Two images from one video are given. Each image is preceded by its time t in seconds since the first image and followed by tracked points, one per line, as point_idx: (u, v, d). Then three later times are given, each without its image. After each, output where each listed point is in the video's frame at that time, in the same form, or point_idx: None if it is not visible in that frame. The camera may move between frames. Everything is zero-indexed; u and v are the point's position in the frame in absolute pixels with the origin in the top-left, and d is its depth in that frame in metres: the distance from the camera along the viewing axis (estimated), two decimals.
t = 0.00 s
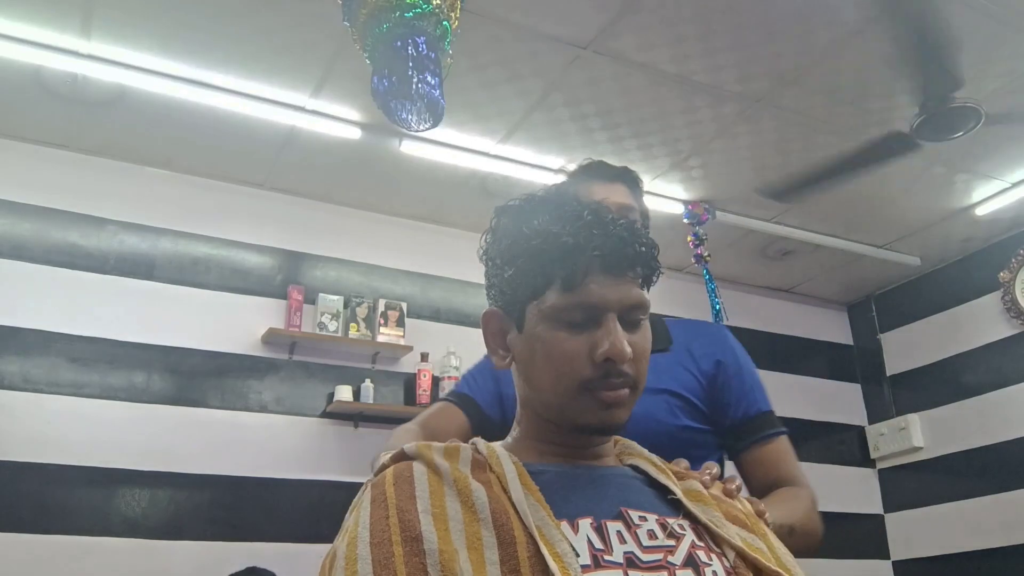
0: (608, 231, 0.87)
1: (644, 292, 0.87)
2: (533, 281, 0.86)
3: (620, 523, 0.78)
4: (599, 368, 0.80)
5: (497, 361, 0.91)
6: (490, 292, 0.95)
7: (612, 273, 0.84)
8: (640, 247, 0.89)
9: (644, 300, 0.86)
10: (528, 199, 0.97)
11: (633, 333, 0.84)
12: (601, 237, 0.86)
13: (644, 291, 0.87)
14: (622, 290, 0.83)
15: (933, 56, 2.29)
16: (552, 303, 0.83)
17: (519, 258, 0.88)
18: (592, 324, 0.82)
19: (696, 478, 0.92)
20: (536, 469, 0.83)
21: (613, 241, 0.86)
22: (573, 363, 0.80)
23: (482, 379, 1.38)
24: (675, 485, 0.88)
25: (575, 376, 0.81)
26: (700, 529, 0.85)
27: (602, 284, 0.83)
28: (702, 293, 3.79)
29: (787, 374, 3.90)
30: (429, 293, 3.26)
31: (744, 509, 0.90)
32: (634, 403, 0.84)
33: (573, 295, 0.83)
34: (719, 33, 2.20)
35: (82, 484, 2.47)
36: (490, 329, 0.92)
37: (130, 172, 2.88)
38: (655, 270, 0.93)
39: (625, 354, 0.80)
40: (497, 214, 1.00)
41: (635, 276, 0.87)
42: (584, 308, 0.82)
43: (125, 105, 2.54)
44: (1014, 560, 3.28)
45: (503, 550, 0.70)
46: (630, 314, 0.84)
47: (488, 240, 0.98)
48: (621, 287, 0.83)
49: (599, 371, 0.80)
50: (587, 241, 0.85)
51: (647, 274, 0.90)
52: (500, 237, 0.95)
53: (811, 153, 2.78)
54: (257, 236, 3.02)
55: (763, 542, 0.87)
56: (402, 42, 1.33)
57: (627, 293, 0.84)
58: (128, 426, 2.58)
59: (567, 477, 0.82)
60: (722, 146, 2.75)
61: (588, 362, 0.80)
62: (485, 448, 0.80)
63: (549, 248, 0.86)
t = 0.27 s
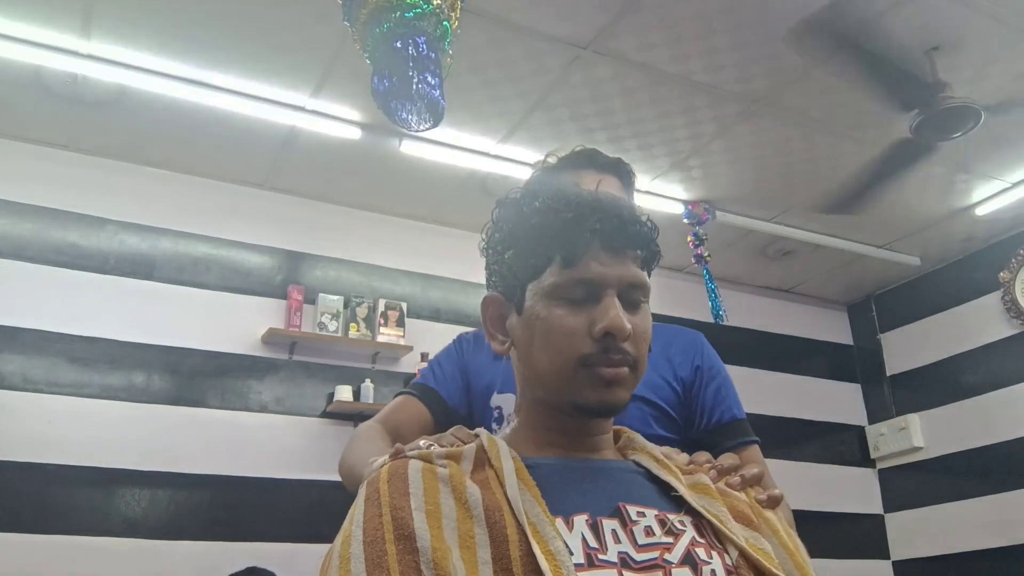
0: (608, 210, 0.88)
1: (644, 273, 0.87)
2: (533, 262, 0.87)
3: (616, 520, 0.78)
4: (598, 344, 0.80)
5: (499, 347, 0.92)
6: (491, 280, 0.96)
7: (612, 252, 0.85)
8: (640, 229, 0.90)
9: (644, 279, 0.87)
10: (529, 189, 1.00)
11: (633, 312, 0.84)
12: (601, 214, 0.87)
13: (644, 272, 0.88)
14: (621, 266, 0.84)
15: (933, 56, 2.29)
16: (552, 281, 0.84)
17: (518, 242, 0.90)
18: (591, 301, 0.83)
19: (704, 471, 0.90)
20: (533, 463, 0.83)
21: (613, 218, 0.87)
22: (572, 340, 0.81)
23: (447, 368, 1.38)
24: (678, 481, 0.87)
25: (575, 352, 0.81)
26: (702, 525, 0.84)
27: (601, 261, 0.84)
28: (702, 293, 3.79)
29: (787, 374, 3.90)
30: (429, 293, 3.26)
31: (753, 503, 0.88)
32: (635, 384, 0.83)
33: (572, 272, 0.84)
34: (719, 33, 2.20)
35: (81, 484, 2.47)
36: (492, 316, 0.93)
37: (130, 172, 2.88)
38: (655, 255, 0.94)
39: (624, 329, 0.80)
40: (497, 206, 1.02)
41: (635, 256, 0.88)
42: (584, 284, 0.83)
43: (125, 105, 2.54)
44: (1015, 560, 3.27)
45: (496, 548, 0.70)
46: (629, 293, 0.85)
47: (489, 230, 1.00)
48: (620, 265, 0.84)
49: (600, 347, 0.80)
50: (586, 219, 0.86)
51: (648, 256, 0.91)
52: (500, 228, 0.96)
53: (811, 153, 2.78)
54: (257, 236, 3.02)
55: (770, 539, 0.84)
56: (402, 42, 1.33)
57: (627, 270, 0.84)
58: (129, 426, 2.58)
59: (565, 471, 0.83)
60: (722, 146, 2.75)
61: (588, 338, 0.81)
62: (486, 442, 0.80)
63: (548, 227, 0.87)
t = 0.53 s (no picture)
0: (631, 171, 0.87)
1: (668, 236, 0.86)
2: (553, 226, 0.86)
3: (627, 508, 0.76)
4: (617, 307, 0.79)
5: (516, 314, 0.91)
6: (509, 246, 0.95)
7: (632, 214, 0.84)
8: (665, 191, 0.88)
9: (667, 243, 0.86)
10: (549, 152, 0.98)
11: (654, 277, 0.83)
12: (623, 175, 0.86)
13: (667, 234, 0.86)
14: (641, 228, 0.83)
15: (932, 56, 2.29)
16: (573, 244, 0.84)
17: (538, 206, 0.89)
18: (609, 263, 0.82)
19: (733, 454, 0.85)
20: (544, 444, 0.82)
21: (636, 178, 0.86)
22: (591, 303, 0.80)
23: (441, 351, 1.32)
24: (700, 466, 0.82)
25: (594, 317, 0.79)
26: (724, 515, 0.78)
27: (621, 222, 0.83)
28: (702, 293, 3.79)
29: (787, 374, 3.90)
30: (429, 293, 3.26)
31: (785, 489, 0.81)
32: (656, 351, 0.81)
33: (590, 235, 0.83)
34: (719, 33, 2.20)
35: (81, 484, 2.47)
36: (508, 282, 0.92)
37: (130, 172, 2.88)
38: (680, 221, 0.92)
39: (644, 291, 0.79)
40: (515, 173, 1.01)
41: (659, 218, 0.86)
42: (603, 245, 0.82)
43: (125, 105, 2.54)
44: (1015, 561, 3.27)
45: (498, 542, 0.69)
46: (652, 256, 0.83)
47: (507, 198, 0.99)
48: (642, 227, 0.83)
49: (619, 309, 0.79)
50: (607, 179, 0.85)
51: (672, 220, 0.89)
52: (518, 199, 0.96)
53: (811, 153, 2.78)
54: (258, 236, 3.02)
55: (802, 531, 0.78)
56: (402, 42, 1.33)
57: (648, 232, 0.83)
58: (129, 426, 2.59)
59: (577, 451, 0.81)
60: (722, 146, 2.75)
61: (608, 300, 0.79)
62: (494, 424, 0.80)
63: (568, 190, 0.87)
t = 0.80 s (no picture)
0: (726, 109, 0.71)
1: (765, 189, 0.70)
2: (629, 157, 0.70)
3: (695, 495, 0.64)
4: (705, 268, 0.64)
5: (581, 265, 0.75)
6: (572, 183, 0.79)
7: (725, 157, 0.68)
8: (763, 134, 0.73)
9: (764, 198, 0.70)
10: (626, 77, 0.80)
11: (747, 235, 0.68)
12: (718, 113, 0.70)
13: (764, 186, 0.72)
14: (736, 174, 0.68)
15: (933, 56, 2.29)
16: (653, 187, 0.68)
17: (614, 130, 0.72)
18: (696, 214, 0.67)
19: (799, 437, 0.75)
20: (607, 412, 0.69)
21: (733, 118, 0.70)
22: (674, 261, 0.65)
23: (419, 330, 1.18)
24: (767, 452, 0.71)
25: (676, 277, 0.65)
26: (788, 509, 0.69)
27: (713, 166, 0.68)
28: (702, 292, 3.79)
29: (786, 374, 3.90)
30: (429, 293, 3.26)
31: (848, 489, 0.74)
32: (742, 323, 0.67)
33: (677, 175, 0.67)
34: (719, 33, 2.20)
35: (81, 484, 2.47)
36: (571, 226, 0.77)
37: (130, 172, 2.88)
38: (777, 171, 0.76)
39: (738, 253, 0.65)
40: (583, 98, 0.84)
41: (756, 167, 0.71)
42: (692, 192, 0.67)
43: (125, 105, 2.54)
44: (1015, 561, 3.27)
45: (557, 533, 0.58)
46: (746, 209, 0.68)
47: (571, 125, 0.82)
48: (737, 175, 0.68)
49: (708, 272, 0.64)
50: (699, 115, 0.69)
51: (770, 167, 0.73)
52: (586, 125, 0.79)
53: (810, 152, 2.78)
54: (257, 236, 3.02)
55: (864, 531, 0.71)
56: (402, 42, 1.32)
57: (744, 181, 0.68)
58: (129, 426, 2.58)
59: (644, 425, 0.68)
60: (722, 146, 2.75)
61: (695, 258, 0.65)
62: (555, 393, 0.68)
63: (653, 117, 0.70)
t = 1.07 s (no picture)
0: (873, 67, 0.67)
1: (901, 155, 0.68)
2: (761, 104, 0.67)
3: (768, 489, 0.71)
4: (828, 241, 0.62)
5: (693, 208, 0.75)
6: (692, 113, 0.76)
7: (863, 121, 0.66)
8: (911, 94, 0.70)
9: (902, 164, 0.68)
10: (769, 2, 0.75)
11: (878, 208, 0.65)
12: (866, 69, 0.67)
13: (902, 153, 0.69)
14: (872, 141, 0.66)
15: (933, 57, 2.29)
16: (788, 141, 0.65)
17: (751, 65, 0.68)
18: (827, 181, 0.64)
19: (866, 427, 0.85)
20: (686, 390, 0.75)
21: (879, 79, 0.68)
22: (797, 227, 0.62)
23: (360, 315, 1.38)
24: (847, 438, 0.81)
25: (795, 247, 0.63)
26: (853, 501, 0.78)
27: (848, 130, 0.65)
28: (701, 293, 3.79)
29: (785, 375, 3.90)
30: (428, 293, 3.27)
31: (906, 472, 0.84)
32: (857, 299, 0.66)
33: (810, 135, 0.65)
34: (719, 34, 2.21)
35: (82, 484, 2.47)
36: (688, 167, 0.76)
37: (130, 172, 2.88)
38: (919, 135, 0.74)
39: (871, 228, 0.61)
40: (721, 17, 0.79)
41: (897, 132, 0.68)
42: (828, 154, 0.65)
43: (126, 105, 2.54)
44: (1015, 560, 3.28)
45: (631, 525, 0.63)
46: (876, 175, 0.66)
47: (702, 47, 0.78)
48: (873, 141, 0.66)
49: (837, 245, 0.62)
50: (844, 70, 0.66)
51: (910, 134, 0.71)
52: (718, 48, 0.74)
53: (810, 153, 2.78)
54: (258, 236, 3.02)
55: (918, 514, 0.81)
56: (402, 42, 1.31)
57: (879, 148, 0.66)
58: (128, 426, 2.58)
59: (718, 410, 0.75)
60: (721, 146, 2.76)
61: (819, 228, 0.62)
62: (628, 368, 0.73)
63: (794, 60, 0.66)
